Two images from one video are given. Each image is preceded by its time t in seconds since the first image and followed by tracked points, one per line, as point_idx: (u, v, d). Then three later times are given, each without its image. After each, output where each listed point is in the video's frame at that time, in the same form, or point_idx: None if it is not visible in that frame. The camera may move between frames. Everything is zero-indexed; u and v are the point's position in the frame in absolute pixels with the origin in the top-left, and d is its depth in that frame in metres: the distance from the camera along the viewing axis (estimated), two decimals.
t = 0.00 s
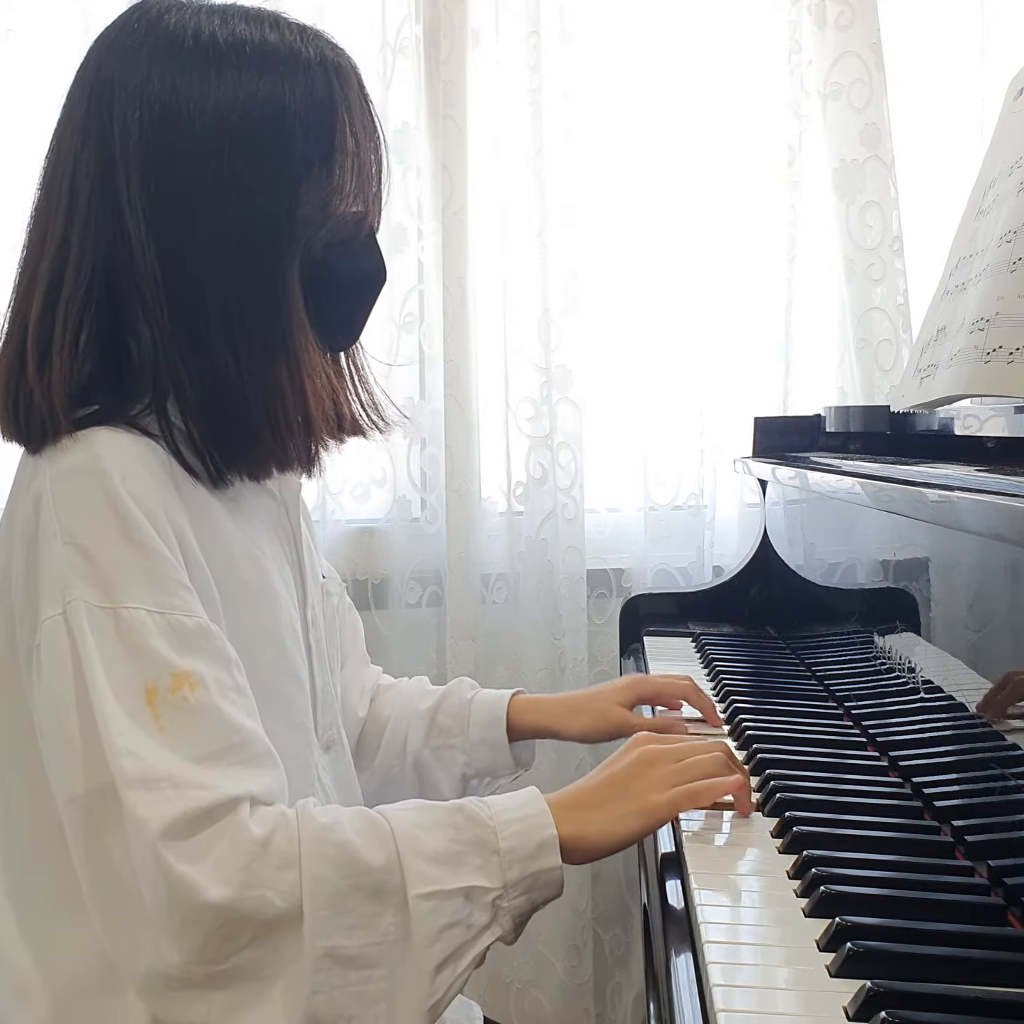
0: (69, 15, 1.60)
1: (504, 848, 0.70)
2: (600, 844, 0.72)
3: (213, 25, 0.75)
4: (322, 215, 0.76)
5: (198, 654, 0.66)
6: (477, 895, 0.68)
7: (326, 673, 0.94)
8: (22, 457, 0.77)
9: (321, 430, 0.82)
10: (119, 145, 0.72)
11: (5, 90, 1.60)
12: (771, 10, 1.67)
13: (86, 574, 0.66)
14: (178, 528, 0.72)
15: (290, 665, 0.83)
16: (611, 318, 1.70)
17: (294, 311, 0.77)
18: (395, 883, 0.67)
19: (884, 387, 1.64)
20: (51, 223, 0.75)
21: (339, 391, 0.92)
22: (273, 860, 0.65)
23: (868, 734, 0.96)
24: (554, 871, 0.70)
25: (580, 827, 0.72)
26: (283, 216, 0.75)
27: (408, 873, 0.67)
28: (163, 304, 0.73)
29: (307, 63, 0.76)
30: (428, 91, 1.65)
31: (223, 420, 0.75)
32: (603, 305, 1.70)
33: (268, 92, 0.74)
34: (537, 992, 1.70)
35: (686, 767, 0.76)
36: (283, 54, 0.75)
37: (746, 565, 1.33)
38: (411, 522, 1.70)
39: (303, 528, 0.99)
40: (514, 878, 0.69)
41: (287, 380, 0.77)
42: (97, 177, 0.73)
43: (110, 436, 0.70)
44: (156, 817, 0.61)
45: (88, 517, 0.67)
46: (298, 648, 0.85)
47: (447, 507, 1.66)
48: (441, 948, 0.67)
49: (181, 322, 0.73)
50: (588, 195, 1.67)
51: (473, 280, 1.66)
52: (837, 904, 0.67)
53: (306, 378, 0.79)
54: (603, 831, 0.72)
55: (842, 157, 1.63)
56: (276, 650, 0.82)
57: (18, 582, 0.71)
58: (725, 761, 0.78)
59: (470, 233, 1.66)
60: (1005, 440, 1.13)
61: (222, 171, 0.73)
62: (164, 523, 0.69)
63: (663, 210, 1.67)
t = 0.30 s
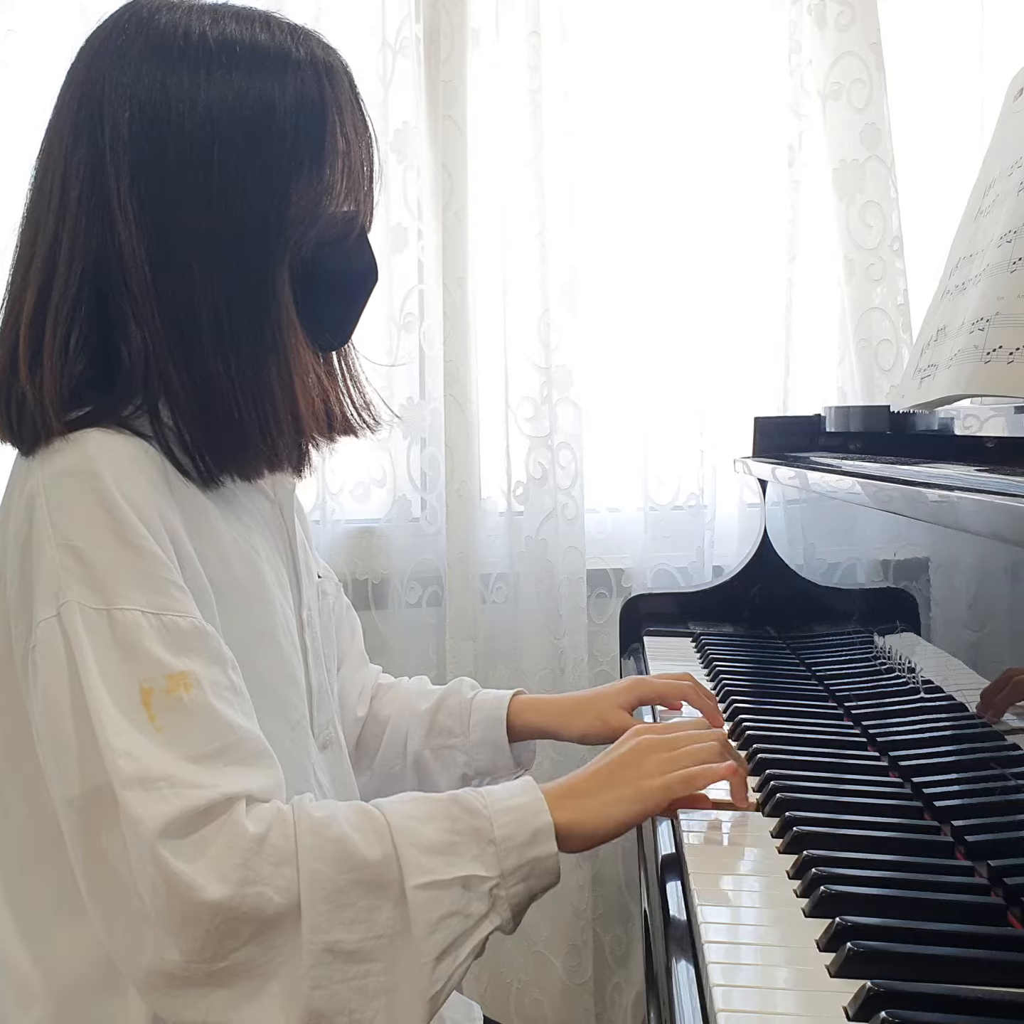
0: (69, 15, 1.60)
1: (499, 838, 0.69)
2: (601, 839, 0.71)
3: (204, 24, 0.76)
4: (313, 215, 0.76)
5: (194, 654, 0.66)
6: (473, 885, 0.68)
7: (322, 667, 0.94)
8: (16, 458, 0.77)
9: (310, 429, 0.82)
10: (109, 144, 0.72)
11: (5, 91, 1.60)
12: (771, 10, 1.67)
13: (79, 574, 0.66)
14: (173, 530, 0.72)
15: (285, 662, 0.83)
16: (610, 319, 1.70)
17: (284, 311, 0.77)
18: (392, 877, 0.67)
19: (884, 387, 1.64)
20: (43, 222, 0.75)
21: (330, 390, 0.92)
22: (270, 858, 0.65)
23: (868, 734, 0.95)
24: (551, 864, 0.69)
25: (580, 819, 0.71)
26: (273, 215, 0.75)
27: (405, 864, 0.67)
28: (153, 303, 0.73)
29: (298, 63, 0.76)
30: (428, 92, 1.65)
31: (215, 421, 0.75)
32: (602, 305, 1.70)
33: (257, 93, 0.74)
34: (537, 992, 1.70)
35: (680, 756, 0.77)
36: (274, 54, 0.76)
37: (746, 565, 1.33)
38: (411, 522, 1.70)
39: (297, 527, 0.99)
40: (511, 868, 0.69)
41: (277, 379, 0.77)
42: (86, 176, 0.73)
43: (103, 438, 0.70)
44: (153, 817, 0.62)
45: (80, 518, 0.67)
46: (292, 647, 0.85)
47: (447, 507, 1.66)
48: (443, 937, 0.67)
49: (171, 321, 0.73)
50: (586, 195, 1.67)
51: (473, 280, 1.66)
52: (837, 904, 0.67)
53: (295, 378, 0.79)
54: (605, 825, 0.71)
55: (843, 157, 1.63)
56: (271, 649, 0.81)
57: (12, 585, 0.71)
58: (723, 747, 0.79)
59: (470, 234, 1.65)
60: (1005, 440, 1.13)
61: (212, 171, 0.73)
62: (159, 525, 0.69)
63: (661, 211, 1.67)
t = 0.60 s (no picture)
0: (70, 14, 1.60)
1: (497, 815, 0.69)
2: (601, 808, 0.72)
3: (198, 25, 0.76)
4: (304, 217, 0.76)
5: (190, 654, 0.67)
6: (473, 863, 0.68)
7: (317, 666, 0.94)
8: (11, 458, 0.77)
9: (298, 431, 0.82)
10: (101, 144, 0.72)
11: (6, 91, 1.60)
12: (771, 10, 1.67)
13: (74, 576, 0.66)
14: (167, 531, 0.72)
15: (280, 663, 0.83)
16: (609, 319, 1.70)
17: (274, 313, 0.77)
18: (394, 861, 0.67)
19: (884, 387, 1.64)
20: (37, 222, 0.75)
21: (321, 391, 0.93)
22: (274, 848, 0.65)
23: (868, 734, 0.95)
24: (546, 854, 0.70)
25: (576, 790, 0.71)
26: (263, 217, 0.75)
27: (406, 847, 0.67)
28: (144, 304, 0.73)
29: (292, 64, 0.76)
30: (427, 92, 1.65)
31: (204, 423, 0.75)
32: (602, 305, 1.69)
33: (249, 93, 0.74)
34: (538, 992, 1.70)
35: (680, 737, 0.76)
36: (268, 55, 0.76)
37: (746, 565, 1.33)
38: (411, 521, 1.70)
39: (292, 527, 0.99)
40: (509, 844, 0.69)
41: (266, 382, 0.77)
42: (80, 176, 0.73)
43: (94, 439, 0.70)
44: (156, 814, 0.61)
45: (74, 518, 0.67)
46: (287, 647, 0.85)
47: (447, 506, 1.66)
48: (444, 918, 0.67)
49: (162, 322, 0.73)
50: (585, 195, 1.67)
51: (473, 279, 1.66)
52: (837, 904, 0.67)
53: (284, 381, 0.79)
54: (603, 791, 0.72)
55: (843, 157, 1.63)
56: (266, 650, 0.81)
57: (4, 586, 0.71)
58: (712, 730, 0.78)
59: (470, 234, 1.65)
60: (1005, 440, 1.13)
61: (203, 170, 0.73)
62: (152, 526, 0.69)
63: (660, 212, 1.67)
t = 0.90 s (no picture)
0: (69, 15, 1.60)
1: (472, 847, 0.70)
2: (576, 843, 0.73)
3: (202, 26, 0.76)
4: (297, 224, 0.76)
5: (182, 658, 0.67)
6: (445, 895, 0.69)
7: (314, 668, 0.94)
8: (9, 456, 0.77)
9: (282, 438, 0.81)
10: (99, 143, 0.73)
11: (6, 92, 1.60)
12: (771, 10, 1.67)
13: (67, 578, 0.66)
14: (159, 534, 0.72)
15: (275, 668, 0.82)
16: (609, 319, 1.70)
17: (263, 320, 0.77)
18: (371, 886, 0.67)
19: (884, 387, 1.64)
20: (36, 220, 0.76)
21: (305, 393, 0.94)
22: (255, 864, 0.65)
23: (868, 734, 0.95)
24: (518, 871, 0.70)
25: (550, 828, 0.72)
26: (256, 221, 0.75)
27: (383, 874, 0.67)
28: (136, 305, 0.73)
29: (291, 69, 0.76)
30: (428, 92, 1.65)
31: (190, 428, 0.74)
32: (601, 305, 1.69)
33: (246, 95, 0.74)
34: (537, 992, 1.70)
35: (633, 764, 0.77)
36: (268, 59, 0.76)
37: (746, 565, 1.33)
38: (411, 521, 1.70)
39: (289, 529, 1.00)
40: (482, 877, 0.70)
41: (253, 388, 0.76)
42: (78, 175, 0.74)
43: (88, 441, 0.71)
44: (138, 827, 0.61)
45: (67, 520, 0.67)
46: (283, 650, 0.85)
47: (447, 506, 1.66)
48: (415, 945, 0.68)
49: (152, 324, 0.73)
50: (585, 195, 1.67)
51: (473, 279, 1.66)
52: (837, 903, 0.67)
53: (269, 389, 0.78)
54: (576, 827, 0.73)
55: (843, 157, 1.63)
56: (262, 653, 0.81)
57: None
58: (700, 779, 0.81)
59: (470, 234, 1.65)
60: (1006, 440, 1.13)
61: (198, 172, 0.73)
62: (144, 530, 0.69)
63: (659, 213, 1.67)
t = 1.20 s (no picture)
0: (68, 14, 1.60)
1: (435, 866, 0.67)
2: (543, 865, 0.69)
3: (191, 30, 0.76)
4: (287, 228, 0.76)
5: (171, 667, 0.66)
6: (408, 914, 0.66)
7: (307, 682, 0.94)
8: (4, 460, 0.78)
9: (277, 443, 0.81)
10: (90, 149, 0.73)
11: (5, 92, 1.60)
12: (771, 10, 1.67)
13: (57, 585, 0.66)
14: (152, 542, 0.72)
15: (266, 674, 0.82)
16: (608, 320, 1.70)
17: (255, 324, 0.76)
18: (329, 905, 0.66)
19: (884, 387, 1.64)
20: (28, 227, 0.76)
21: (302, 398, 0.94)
22: (217, 881, 0.64)
23: (868, 734, 0.95)
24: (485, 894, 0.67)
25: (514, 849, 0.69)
26: (246, 225, 0.74)
27: (342, 894, 0.65)
28: (128, 311, 0.73)
29: (280, 72, 0.76)
30: (427, 92, 1.65)
31: (183, 433, 0.74)
32: (600, 305, 1.69)
33: (234, 98, 0.73)
34: (537, 992, 1.70)
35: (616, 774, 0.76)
36: (257, 62, 0.75)
37: (746, 565, 1.33)
38: (411, 522, 1.70)
39: (283, 534, 1.00)
40: (445, 896, 0.67)
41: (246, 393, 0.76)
42: (70, 182, 0.74)
43: (82, 449, 0.71)
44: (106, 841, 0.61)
45: (59, 527, 0.67)
46: (275, 656, 0.84)
47: (447, 506, 1.66)
48: (378, 963, 0.66)
49: (143, 330, 0.73)
50: (584, 196, 1.67)
51: (473, 280, 1.66)
52: (837, 903, 0.67)
53: (262, 392, 0.78)
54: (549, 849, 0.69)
55: (843, 157, 1.63)
56: (251, 661, 0.81)
57: None
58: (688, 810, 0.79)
59: (470, 234, 1.66)
60: (1006, 440, 1.13)
61: (188, 177, 0.73)
62: (137, 537, 0.69)
63: (657, 215, 1.67)
